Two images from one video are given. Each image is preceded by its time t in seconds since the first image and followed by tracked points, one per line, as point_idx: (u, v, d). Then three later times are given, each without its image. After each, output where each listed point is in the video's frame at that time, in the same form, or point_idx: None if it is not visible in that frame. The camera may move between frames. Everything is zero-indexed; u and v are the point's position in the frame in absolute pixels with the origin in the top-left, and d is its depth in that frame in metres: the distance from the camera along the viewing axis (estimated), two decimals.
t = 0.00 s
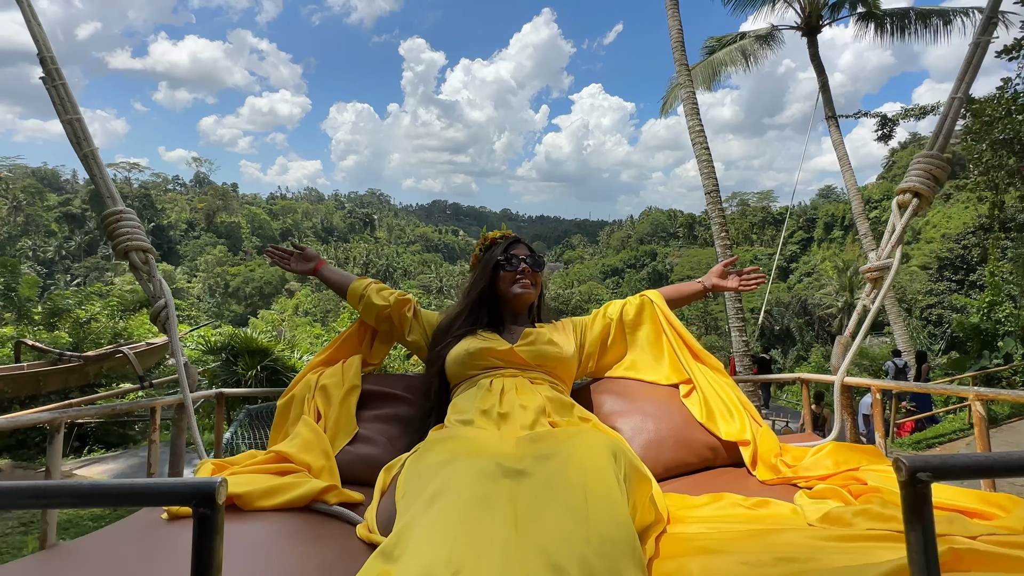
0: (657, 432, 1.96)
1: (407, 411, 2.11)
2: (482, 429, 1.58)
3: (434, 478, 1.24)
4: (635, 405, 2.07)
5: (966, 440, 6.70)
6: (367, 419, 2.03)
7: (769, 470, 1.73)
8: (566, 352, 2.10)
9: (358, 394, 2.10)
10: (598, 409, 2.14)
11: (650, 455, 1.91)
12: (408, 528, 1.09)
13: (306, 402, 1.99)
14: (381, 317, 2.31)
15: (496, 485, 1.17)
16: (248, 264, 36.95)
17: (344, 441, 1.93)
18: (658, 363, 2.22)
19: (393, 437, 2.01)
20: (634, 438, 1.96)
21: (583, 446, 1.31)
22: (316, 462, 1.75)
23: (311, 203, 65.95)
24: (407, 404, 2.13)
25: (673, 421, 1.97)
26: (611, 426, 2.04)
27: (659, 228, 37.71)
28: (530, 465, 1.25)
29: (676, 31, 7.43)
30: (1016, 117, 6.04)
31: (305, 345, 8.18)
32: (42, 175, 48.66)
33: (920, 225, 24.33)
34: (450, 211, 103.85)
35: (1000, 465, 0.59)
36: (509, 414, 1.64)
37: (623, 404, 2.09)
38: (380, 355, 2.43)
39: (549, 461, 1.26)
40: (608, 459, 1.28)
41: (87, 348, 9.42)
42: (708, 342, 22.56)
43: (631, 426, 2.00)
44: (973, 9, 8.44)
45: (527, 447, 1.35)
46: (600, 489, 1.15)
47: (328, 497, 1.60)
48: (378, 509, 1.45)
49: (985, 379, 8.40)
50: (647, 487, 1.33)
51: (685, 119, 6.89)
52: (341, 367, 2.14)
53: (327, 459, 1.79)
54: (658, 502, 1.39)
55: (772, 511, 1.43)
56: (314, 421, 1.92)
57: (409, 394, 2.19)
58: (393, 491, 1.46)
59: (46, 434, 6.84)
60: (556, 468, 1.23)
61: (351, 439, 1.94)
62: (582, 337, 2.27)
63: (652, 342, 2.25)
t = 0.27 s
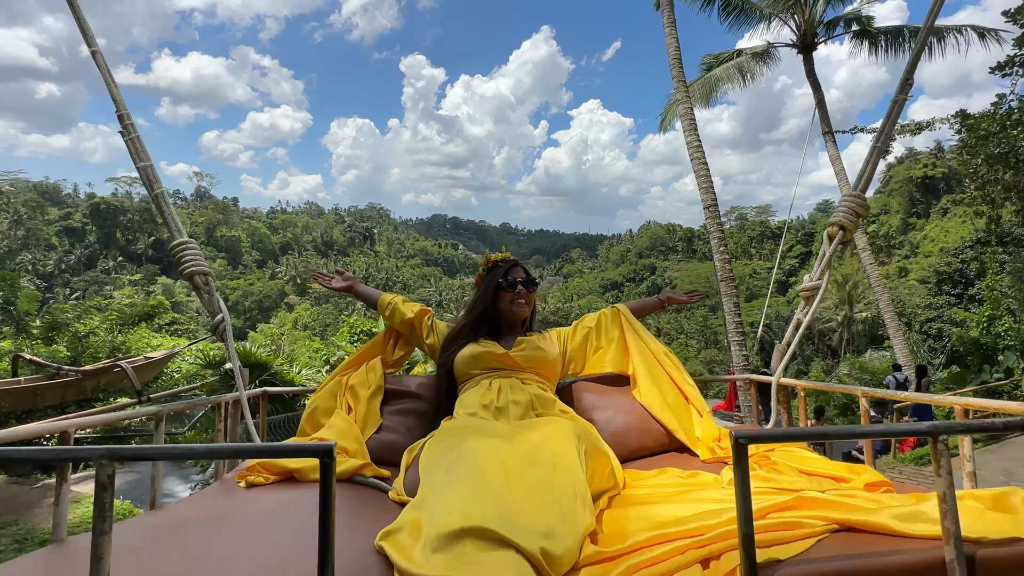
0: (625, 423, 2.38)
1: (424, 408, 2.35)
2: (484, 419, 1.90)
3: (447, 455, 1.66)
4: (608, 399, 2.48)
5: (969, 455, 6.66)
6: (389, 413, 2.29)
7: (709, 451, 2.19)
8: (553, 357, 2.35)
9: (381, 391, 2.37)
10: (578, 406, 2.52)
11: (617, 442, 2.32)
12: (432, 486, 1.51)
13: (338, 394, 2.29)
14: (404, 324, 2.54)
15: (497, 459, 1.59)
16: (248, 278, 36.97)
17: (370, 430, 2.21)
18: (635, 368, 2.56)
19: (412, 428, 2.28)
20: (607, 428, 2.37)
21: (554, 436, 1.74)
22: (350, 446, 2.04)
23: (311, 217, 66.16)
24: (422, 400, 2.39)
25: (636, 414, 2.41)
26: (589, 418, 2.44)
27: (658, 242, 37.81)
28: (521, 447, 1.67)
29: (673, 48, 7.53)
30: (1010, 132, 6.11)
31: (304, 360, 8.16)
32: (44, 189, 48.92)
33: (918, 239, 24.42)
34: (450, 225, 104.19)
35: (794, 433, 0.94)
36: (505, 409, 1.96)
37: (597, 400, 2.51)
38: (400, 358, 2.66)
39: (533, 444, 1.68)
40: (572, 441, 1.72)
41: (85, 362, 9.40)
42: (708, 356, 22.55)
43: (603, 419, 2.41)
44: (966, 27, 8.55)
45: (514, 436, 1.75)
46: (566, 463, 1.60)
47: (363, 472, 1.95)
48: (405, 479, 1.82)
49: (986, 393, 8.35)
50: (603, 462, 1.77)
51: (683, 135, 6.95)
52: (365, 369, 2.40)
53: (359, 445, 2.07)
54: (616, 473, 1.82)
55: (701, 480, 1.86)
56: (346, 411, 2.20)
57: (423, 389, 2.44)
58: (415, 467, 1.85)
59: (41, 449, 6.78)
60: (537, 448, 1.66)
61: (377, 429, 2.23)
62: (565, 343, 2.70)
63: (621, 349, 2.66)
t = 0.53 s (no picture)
0: (598, 417, 2.89)
1: (437, 406, 2.85)
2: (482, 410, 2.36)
3: (452, 434, 2.11)
4: (585, 395, 2.99)
5: (972, 473, 6.61)
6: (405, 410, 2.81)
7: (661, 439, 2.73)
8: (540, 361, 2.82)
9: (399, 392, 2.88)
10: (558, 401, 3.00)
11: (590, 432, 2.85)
12: (443, 455, 1.98)
13: (364, 396, 2.80)
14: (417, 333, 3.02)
15: (493, 437, 2.04)
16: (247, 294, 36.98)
17: (391, 423, 2.74)
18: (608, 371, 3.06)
19: (424, 420, 2.81)
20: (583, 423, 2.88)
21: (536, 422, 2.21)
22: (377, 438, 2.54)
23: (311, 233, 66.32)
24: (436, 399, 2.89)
25: (606, 410, 2.91)
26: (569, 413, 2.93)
27: (657, 258, 37.88)
28: (511, 430, 2.15)
29: (670, 69, 7.64)
30: (1005, 151, 6.20)
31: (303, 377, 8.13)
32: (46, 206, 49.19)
33: (916, 256, 24.50)
34: (450, 241, 104.44)
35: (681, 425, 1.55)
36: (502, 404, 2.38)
37: (576, 398, 2.98)
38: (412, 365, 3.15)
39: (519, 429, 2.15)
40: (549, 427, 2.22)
41: (83, 378, 9.36)
42: (708, 373, 22.54)
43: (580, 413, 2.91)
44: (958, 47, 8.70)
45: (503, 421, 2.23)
46: (545, 440, 2.07)
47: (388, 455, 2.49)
48: (424, 460, 2.28)
49: (988, 412, 8.28)
50: (572, 448, 2.27)
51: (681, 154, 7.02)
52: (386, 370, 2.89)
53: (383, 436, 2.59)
54: (584, 456, 2.35)
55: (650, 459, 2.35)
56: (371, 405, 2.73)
57: (433, 390, 2.94)
58: (431, 449, 2.31)
59: (36, 467, 6.70)
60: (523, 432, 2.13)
61: (397, 421, 2.77)
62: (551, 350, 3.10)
63: (598, 354, 3.14)
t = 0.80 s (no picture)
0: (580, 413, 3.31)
1: (443, 405, 3.36)
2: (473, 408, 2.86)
3: (459, 430, 2.63)
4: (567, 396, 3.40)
5: (977, 499, 6.52)
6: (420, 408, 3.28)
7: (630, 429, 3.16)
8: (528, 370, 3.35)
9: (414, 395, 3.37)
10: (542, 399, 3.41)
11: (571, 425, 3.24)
12: (454, 443, 2.50)
13: (386, 396, 3.31)
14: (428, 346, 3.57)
15: (489, 427, 2.56)
16: (246, 316, 36.86)
17: (409, 417, 3.23)
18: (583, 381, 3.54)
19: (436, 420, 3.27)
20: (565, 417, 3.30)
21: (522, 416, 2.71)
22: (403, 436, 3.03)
23: (311, 256, 66.42)
24: (441, 401, 3.40)
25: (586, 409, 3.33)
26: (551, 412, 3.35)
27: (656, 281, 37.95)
28: (501, 422, 2.67)
29: (667, 96, 7.78)
30: (999, 175, 6.30)
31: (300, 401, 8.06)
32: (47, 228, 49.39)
33: (914, 279, 24.60)
34: (449, 264, 104.62)
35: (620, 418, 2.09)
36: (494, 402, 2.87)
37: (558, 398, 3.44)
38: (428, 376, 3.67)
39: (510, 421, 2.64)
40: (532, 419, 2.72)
41: (77, 403, 9.25)
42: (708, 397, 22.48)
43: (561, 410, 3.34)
44: (948, 75, 8.89)
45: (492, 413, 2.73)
46: (528, 430, 2.57)
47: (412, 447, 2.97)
48: (437, 449, 2.78)
49: (991, 437, 8.24)
50: (551, 437, 2.74)
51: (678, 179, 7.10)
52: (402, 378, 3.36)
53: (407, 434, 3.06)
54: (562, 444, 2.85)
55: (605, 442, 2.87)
56: (393, 404, 3.26)
57: (439, 392, 3.45)
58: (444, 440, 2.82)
59: (28, 492, 6.56)
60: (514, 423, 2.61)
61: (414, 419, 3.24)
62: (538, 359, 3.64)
63: (575, 367, 3.60)
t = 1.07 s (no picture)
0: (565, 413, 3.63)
1: (448, 407, 3.71)
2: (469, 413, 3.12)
3: (461, 429, 2.91)
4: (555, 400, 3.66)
5: (983, 524, 6.43)
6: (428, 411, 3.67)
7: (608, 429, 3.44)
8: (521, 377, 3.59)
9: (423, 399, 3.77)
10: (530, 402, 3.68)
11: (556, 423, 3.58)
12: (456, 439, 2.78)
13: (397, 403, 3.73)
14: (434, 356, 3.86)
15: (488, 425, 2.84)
16: (244, 337, 36.72)
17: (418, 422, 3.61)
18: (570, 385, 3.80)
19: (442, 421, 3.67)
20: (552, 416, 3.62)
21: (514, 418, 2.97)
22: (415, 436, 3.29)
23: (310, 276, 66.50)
24: (446, 402, 3.75)
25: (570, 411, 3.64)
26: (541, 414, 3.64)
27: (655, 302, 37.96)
28: (496, 421, 2.95)
29: (664, 120, 7.89)
30: (993, 199, 6.38)
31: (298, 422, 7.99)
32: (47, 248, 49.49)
33: (913, 300, 24.65)
34: (448, 284, 104.73)
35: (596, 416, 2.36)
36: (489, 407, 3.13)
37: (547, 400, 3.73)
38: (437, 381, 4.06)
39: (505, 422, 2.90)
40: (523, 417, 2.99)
41: (72, 424, 9.15)
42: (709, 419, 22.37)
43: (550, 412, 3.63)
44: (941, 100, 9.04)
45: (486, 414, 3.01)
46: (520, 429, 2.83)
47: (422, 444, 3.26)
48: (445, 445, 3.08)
49: (994, 460, 8.18)
50: (539, 435, 3.00)
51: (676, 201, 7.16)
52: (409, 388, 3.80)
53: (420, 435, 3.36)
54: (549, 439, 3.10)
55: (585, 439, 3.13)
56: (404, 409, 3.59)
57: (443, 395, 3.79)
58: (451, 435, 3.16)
59: (20, 516, 6.51)
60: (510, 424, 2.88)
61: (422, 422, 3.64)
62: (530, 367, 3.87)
63: (561, 374, 3.82)
